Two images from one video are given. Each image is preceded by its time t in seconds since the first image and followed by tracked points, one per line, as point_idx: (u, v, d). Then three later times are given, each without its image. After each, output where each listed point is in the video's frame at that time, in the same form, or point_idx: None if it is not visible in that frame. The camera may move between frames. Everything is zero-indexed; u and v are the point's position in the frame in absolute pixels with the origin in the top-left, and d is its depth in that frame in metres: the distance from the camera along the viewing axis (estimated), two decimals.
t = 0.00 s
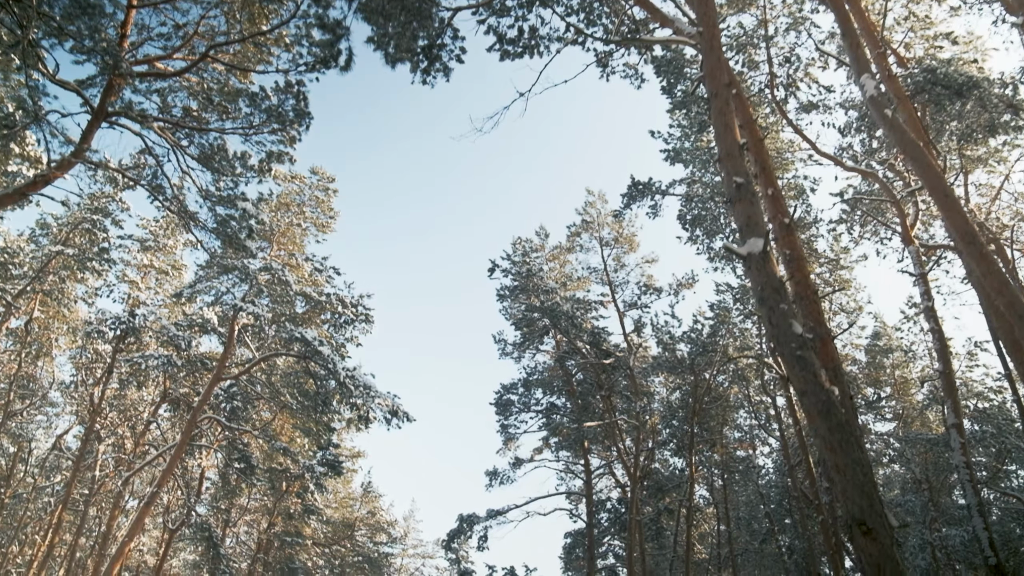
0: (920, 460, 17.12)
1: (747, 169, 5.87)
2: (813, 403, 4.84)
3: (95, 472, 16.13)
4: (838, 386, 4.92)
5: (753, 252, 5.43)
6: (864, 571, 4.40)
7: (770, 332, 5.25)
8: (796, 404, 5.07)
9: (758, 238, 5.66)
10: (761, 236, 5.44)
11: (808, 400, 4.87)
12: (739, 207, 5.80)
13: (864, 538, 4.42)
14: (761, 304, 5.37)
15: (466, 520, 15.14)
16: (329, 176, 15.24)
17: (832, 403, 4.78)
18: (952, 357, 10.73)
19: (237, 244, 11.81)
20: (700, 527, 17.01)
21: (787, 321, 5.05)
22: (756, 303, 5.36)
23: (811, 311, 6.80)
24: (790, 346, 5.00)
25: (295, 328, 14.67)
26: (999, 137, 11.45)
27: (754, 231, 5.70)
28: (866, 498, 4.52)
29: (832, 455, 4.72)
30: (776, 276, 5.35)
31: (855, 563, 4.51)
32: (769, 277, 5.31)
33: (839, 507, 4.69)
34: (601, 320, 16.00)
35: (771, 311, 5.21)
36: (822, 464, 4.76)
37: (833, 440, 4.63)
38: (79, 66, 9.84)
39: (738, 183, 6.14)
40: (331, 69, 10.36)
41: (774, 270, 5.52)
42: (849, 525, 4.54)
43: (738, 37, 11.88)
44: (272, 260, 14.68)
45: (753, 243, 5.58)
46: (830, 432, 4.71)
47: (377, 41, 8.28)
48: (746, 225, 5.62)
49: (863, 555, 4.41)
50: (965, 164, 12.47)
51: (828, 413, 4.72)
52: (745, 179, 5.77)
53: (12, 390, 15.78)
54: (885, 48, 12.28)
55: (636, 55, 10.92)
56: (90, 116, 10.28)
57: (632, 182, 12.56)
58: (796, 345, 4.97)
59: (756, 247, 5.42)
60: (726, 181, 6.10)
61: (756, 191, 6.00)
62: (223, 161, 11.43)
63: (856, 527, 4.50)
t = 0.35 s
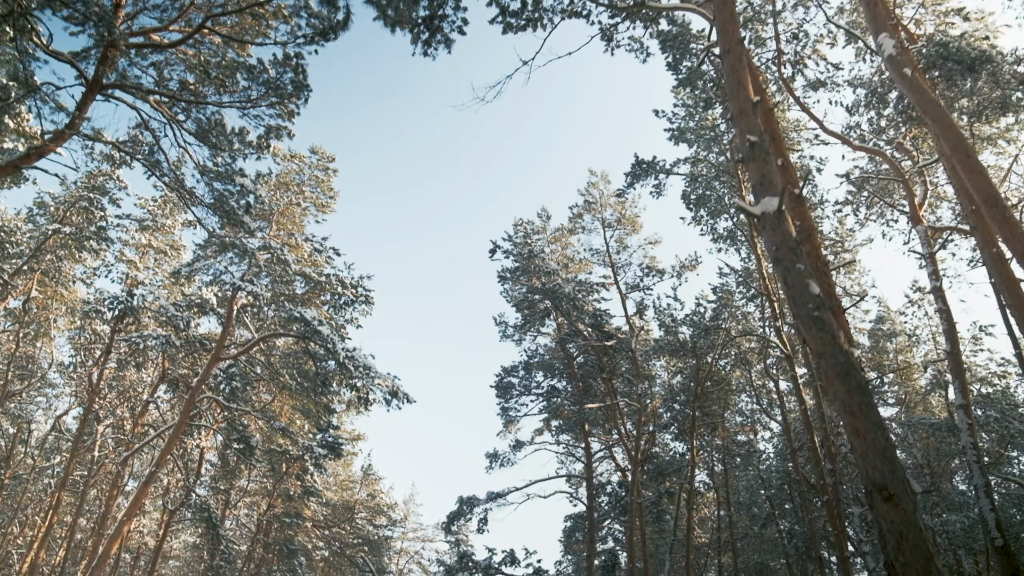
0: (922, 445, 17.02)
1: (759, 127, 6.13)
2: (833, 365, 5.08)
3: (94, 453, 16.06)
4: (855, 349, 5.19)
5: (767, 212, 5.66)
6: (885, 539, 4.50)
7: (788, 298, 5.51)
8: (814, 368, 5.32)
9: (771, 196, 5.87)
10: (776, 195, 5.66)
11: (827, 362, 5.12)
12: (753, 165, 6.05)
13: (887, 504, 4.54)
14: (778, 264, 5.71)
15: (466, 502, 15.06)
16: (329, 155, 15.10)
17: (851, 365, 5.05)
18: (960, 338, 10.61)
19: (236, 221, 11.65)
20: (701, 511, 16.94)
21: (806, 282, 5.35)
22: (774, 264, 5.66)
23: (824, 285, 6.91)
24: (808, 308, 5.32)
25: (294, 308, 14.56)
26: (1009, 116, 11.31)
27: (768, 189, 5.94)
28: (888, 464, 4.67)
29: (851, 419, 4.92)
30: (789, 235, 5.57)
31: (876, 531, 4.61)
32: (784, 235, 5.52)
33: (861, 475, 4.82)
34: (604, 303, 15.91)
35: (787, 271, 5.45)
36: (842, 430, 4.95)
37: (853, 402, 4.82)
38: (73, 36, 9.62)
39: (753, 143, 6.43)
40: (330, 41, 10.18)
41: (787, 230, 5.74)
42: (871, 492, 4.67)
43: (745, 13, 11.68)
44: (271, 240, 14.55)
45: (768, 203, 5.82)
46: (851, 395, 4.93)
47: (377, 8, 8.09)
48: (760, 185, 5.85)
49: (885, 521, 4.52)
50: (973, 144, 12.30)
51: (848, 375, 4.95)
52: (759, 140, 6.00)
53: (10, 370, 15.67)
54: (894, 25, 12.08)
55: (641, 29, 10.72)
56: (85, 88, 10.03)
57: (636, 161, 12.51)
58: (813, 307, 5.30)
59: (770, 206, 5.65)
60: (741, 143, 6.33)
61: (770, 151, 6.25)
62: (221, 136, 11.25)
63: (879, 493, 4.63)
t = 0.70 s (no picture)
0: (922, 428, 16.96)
1: (771, 85, 6.74)
2: (852, 325, 5.40)
3: (91, 436, 15.95)
4: (870, 310, 5.53)
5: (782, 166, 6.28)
6: (907, 503, 4.61)
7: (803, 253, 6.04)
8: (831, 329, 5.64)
9: (783, 151, 6.51)
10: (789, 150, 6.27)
11: (846, 321, 5.44)
12: (766, 121, 6.68)
13: (909, 467, 4.68)
14: (793, 219, 6.21)
15: (464, 485, 14.99)
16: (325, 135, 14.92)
17: (867, 323, 5.36)
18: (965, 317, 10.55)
19: (232, 199, 11.49)
20: (699, 495, 16.89)
21: (821, 240, 5.86)
22: (787, 220, 6.15)
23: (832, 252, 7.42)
24: (824, 266, 5.78)
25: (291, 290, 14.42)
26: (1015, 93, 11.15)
27: (780, 144, 6.58)
28: (909, 426, 4.85)
29: (872, 378, 5.13)
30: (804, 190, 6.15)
31: (898, 499, 4.70)
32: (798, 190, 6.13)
33: (881, 440, 4.96)
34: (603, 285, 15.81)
35: (803, 227, 5.99)
36: (861, 390, 5.17)
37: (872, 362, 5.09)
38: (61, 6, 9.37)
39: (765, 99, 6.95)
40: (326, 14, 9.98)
41: (801, 185, 6.31)
42: (892, 455, 4.81)
43: None
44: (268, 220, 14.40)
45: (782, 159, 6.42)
46: (870, 354, 5.19)
47: None
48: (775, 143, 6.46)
49: (908, 484, 4.65)
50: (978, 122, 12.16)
51: (866, 334, 5.26)
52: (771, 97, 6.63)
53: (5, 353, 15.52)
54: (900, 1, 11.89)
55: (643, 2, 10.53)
56: (75, 60, 9.79)
57: (637, 140, 12.48)
58: (830, 264, 5.75)
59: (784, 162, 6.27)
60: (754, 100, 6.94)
61: (781, 107, 6.82)
62: (216, 112, 11.06)
63: (900, 457, 4.77)
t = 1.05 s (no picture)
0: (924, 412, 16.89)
1: (785, 36, 7.21)
2: (876, 280, 5.59)
3: (87, 419, 15.86)
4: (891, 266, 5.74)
5: (796, 116, 6.75)
6: (931, 465, 4.74)
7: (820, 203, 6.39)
8: (853, 284, 5.82)
9: (796, 101, 6.92)
10: (803, 101, 6.74)
11: (867, 275, 5.65)
12: (781, 72, 7.13)
13: (935, 427, 4.84)
14: (809, 170, 6.58)
15: (462, 467, 14.93)
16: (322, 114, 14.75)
17: (889, 279, 5.57)
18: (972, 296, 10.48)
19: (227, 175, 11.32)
20: (699, 478, 16.84)
21: (840, 191, 6.16)
22: (804, 170, 6.55)
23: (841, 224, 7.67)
24: (843, 218, 6.06)
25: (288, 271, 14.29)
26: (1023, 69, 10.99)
27: (794, 94, 6.97)
28: (934, 385, 5.02)
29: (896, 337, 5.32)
30: (818, 140, 6.56)
31: (924, 460, 4.85)
32: (811, 142, 6.58)
33: (904, 400, 5.11)
34: (604, 267, 15.67)
35: (821, 177, 6.39)
36: (885, 348, 5.33)
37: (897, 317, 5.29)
38: None
39: (778, 49, 7.44)
40: None
41: (813, 136, 6.73)
42: (917, 415, 4.97)
43: None
44: (265, 200, 14.27)
45: (795, 109, 6.87)
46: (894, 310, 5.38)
47: None
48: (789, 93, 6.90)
49: (932, 446, 4.80)
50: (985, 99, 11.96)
51: (889, 289, 5.46)
52: (785, 47, 7.09)
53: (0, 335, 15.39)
54: None
55: None
56: (64, 32, 9.59)
57: (639, 117, 12.42)
58: (849, 217, 6.03)
59: (800, 112, 6.74)
60: (767, 50, 7.41)
61: (794, 58, 7.30)
62: (209, 88, 10.86)
63: (926, 417, 4.93)
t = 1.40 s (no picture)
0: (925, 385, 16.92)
1: None
2: (904, 221, 5.50)
3: (86, 390, 15.80)
4: (920, 204, 5.63)
5: (816, 51, 6.65)
6: (966, 416, 4.85)
7: (842, 141, 6.32)
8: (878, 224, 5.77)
9: (816, 36, 6.86)
10: (823, 35, 6.68)
11: (894, 215, 5.55)
12: (800, 8, 7.09)
13: (969, 374, 4.86)
14: (831, 107, 6.48)
15: (462, 439, 14.92)
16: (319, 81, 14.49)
17: (918, 218, 5.47)
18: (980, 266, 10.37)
19: (223, 141, 11.11)
20: (699, 451, 16.86)
21: (862, 131, 6.05)
22: (826, 107, 6.45)
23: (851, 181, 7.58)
24: (869, 155, 5.97)
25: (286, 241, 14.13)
26: None
27: (813, 30, 6.93)
28: (967, 329, 5.01)
29: (925, 279, 5.25)
30: (840, 78, 6.46)
31: (956, 407, 4.93)
32: (833, 79, 6.49)
33: (937, 346, 5.14)
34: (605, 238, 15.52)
35: (843, 114, 6.29)
36: (915, 291, 5.26)
37: (926, 257, 5.23)
38: None
39: None
40: None
41: (834, 73, 6.62)
42: (950, 362, 4.99)
43: None
44: (262, 169, 14.09)
45: (814, 44, 6.78)
46: (924, 252, 5.29)
47: None
48: (809, 27, 6.88)
49: (965, 394, 4.86)
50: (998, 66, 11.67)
51: (920, 228, 5.37)
52: None
53: None
54: None
55: None
56: None
57: (642, 84, 12.32)
58: (874, 154, 5.94)
59: (821, 46, 6.63)
60: None
61: None
62: (202, 51, 10.60)
63: (959, 363, 4.94)
